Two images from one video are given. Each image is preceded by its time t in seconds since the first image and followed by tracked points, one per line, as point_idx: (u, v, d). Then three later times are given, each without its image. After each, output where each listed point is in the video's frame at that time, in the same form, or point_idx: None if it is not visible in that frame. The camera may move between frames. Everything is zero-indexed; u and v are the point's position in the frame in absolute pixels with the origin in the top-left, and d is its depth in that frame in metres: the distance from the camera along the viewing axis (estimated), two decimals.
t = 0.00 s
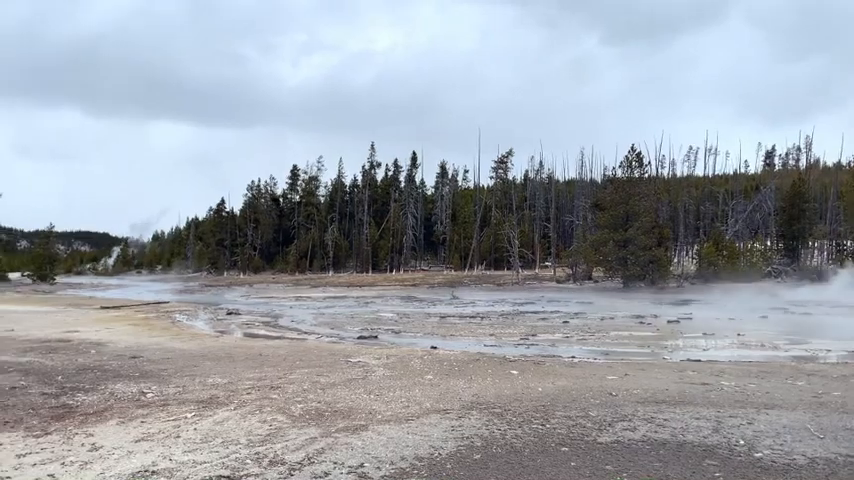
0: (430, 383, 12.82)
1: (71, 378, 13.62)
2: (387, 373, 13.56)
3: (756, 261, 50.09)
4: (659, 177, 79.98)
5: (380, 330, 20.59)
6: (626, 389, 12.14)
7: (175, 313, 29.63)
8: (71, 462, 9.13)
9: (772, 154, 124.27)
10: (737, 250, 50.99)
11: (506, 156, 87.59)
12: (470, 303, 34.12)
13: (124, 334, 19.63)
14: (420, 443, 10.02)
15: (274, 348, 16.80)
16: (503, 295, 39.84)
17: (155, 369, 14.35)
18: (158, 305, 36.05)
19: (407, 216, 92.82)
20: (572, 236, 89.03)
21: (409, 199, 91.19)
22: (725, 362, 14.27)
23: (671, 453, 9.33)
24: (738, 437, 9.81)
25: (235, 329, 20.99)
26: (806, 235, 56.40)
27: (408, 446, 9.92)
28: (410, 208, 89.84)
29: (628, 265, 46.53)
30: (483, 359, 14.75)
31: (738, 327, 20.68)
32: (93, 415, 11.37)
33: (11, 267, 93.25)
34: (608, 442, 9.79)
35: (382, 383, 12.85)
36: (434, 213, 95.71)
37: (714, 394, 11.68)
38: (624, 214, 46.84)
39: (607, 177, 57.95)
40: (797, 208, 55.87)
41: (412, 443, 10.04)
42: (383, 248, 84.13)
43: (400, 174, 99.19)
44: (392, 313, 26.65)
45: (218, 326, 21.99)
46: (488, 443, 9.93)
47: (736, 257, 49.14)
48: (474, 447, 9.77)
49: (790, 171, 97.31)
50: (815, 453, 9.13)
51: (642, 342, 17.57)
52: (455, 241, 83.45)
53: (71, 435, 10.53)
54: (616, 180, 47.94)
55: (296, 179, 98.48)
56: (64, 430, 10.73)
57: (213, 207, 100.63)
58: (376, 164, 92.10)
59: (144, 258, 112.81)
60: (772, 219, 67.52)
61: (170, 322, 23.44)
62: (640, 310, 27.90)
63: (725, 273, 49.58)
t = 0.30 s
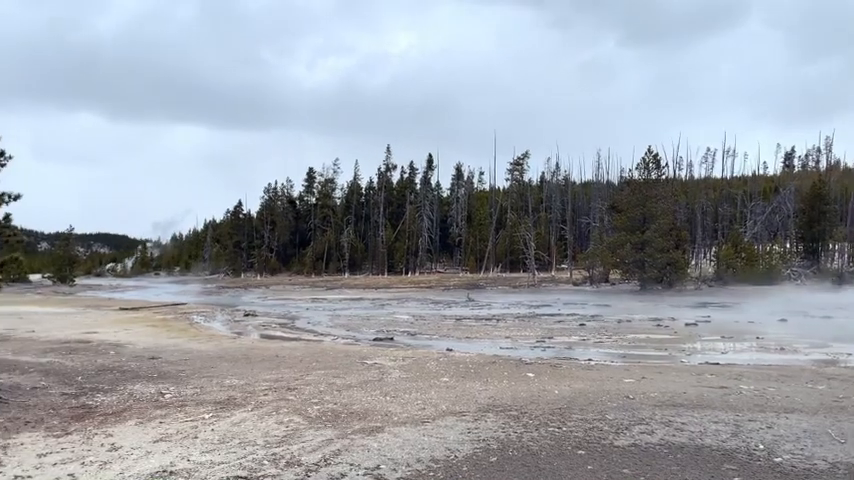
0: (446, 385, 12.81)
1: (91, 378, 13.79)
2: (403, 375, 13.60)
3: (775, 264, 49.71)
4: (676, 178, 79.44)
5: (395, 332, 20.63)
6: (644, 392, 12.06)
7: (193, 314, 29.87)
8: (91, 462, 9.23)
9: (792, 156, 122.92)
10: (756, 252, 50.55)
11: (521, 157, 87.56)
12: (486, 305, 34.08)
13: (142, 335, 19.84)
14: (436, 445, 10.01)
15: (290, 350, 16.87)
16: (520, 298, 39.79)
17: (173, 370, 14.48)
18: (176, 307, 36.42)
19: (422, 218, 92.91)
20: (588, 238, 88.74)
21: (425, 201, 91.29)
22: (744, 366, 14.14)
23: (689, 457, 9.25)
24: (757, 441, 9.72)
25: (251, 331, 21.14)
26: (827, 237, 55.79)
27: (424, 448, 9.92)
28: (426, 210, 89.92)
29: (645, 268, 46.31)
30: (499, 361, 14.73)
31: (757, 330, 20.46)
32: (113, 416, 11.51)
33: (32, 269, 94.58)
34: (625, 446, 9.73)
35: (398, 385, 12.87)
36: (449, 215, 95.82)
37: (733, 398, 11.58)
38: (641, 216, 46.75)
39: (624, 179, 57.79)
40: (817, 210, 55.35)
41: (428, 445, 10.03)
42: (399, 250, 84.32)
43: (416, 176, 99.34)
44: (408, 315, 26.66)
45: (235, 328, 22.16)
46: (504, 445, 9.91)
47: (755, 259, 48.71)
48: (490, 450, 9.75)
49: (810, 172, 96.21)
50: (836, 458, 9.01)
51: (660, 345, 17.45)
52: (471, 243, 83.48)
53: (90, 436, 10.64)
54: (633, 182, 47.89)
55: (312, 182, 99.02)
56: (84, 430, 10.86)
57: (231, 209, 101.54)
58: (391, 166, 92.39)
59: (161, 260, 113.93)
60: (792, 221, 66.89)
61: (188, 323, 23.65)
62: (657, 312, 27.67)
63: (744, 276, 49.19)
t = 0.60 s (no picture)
0: (464, 385, 12.84)
1: (113, 378, 13.98)
2: (422, 375, 13.64)
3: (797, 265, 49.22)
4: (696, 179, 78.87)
5: (413, 332, 20.68)
6: (663, 393, 11.99)
7: (213, 315, 30.14)
8: (113, 460, 9.36)
9: (814, 155, 121.40)
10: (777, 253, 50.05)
11: (538, 158, 87.47)
12: (504, 306, 34.08)
13: (163, 335, 20.05)
14: (454, 445, 10.02)
15: (309, 350, 16.96)
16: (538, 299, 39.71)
17: (193, 369, 14.63)
18: (197, 307, 36.80)
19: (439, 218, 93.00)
20: (607, 238, 88.40)
21: (442, 202, 91.33)
22: (764, 368, 14.01)
23: (708, 459, 9.18)
24: (778, 443, 9.62)
25: (271, 331, 21.29)
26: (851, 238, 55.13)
27: (442, 448, 9.95)
28: (443, 211, 89.97)
29: (664, 268, 46.04)
30: (517, 362, 14.72)
31: (778, 331, 20.22)
32: (134, 415, 11.65)
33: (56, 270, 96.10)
34: (644, 447, 9.67)
35: (417, 385, 12.92)
36: (467, 216, 95.85)
37: (754, 400, 11.47)
38: (661, 217, 46.65)
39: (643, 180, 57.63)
40: (840, 210, 54.74)
41: (446, 445, 10.04)
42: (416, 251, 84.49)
43: (433, 177, 99.50)
44: (425, 316, 26.72)
45: (254, 328, 22.33)
46: (522, 447, 9.89)
47: (777, 260, 48.25)
48: (508, 450, 9.74)
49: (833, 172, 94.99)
50: None
51: (679, 347, 17.33)
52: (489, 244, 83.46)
53: (112, 434, 10.78)
54: (652, 183, 47.86)
55: (331, 183, 99.58)
56: (106, 428, 11.00)
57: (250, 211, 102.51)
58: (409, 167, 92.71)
59: (182, 261, 115.19)
60: (814, 222, 66.15)
61: (208, 323, 23.90)
62: (677, 314, 27.45)
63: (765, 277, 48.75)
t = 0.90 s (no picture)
0: (487, 386, 12.82)
1: (139, 375, 14.18)
2: (445, 375, 13.64)
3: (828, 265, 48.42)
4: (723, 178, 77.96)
5: (436, 332, 20.68)
6: (689, 395, 11.86)
7: (238, 314, 30.43)
8: (141, 456, 9.50)
9: (844, 154, 119.21)
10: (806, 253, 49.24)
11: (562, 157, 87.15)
12: (527, 306, 33.97)
13: (188, 333, 20.28)
14: (478, 445, 10.01)
15: (333, 349, 17.03)
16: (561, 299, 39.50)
17: (219, 367, 14.79)
18: (222, 306, 37.17)
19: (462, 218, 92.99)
20: (632, 238, 87.78)
21: (464, 202, 91.25)
22: (793, 370, 13.80)
23: (735, 461, 9.06)
24: (807, 446, 9.46)
25: (294, 330, 21.45)
26: None
27: (465, 448, 9.93)
28: (466, 211, 89.92)
29: (690, 268, 45.52)
30: (541, 363, 14.66)
31: (807, 333, 19.92)
32: (161, 412, 11.81)
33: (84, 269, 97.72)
34: (670, 449, 9.58)
35: (440, 385, 12.92)
36: (490, 216, 95.73)
37: (783, 402, 11.29)
38: (687, 216, 46.33)
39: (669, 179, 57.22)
40: None
41: (470, 445, 10.03)
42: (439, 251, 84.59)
43: (456, 176, 99.47)
44: (448, 316, 26.71)
45: (278, 327, 22.51)
46: (545, 447, 9.85)
47: (806, 260, 47.53)
48: (532, 451, 9.71)
49: None
50: None
51: (706, 348, 17.12)
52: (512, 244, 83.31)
53: (139, 431, 10.94)
54: (678, 183, 47.75)
55: (354, 183, 100.02)
56: (133, 425, 11.16)
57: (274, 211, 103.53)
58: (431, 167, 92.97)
59: (208, 261, 116.56)
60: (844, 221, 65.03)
61: (232, 322, 24.14)
62: (703, 314, 27.09)
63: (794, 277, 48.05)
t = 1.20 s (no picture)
0: (518, 386, 12.78)
1: (174, 371, 14.43)
2: (475, 374, 13.64)
3: None
4: (759, 177, 76.59)
5: (466, 331, 20.68)
6: (723, 397, 11.69)
7: (270, 312, 30.81)
8: (175, 451, 9.67)
9: None
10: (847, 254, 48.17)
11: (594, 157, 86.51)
12: (558, 306, 33.80)
13: (222, 331, 20.59)
14: (508, 445, 9.99)
15: (363, 348, 17.12)
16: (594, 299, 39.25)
17: (251, 365, 15.00)
18: (255, 304, 37.66)
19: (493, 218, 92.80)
20: (665, 238, 86.80)
21: (495, 201, 90.89)
22: (831, 373, 13.49)
23: (771, 465, 8.90)
24: (846, 451, 9.25)
25: (325, 328, 21.62)
26: None
27: (496, 448, 9.92)
28: (497, 210, 89.62)
29: (725, 268, 44.85)
30: (572, 363, 14.58)
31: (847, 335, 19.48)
32: (195, 408, 12.00)
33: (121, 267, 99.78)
34: (704, 451, 9.45)
35: (471, 384, 12.92)
36: (520, 216, 95.41)
37: (821, 406, 11.05)
38: (722, 216, 45.85)
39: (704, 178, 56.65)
40: None
41: (500, 446, 10.01)
42: (469, 250, 84.46)
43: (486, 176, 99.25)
44: (478, 316, 26.68)
45: (310, 325, 22.73)
46: (577, 448, 9.79)
47: (846, 261, 46.51)
48: (562, 452, 9.66)
49: None
50: None
51: (742, 350, 16.83)
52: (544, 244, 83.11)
53: (174, 426, 11.14)
54: (713, 183, 47.31)
55: (384, 182, 100.49)
56: (168, 421, 11.37)
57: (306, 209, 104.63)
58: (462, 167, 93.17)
59: (241, 259, 118.15)
60: None
61: (264, 320, 24.44)
62: (738, 316, 26.61)
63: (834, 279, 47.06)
